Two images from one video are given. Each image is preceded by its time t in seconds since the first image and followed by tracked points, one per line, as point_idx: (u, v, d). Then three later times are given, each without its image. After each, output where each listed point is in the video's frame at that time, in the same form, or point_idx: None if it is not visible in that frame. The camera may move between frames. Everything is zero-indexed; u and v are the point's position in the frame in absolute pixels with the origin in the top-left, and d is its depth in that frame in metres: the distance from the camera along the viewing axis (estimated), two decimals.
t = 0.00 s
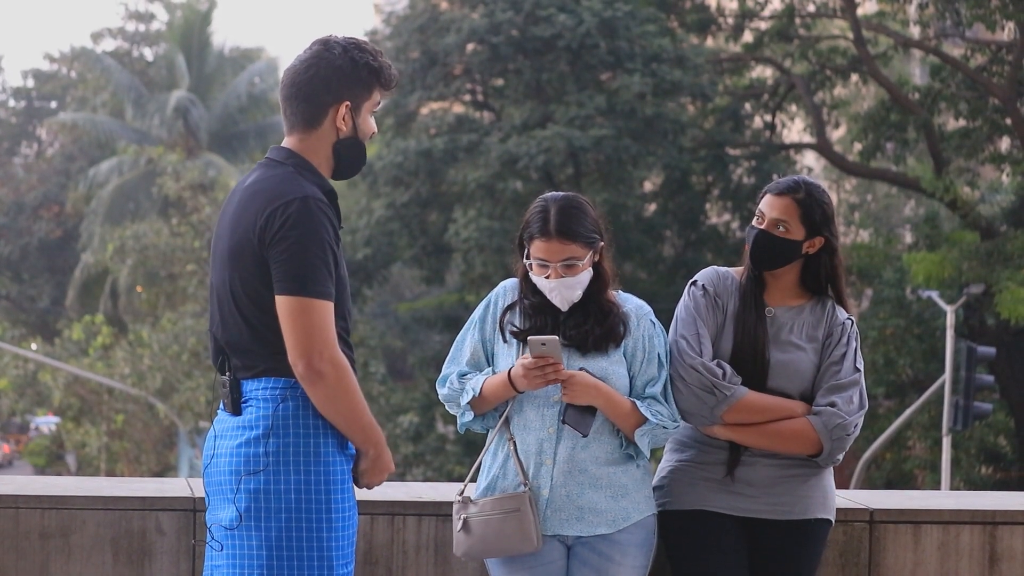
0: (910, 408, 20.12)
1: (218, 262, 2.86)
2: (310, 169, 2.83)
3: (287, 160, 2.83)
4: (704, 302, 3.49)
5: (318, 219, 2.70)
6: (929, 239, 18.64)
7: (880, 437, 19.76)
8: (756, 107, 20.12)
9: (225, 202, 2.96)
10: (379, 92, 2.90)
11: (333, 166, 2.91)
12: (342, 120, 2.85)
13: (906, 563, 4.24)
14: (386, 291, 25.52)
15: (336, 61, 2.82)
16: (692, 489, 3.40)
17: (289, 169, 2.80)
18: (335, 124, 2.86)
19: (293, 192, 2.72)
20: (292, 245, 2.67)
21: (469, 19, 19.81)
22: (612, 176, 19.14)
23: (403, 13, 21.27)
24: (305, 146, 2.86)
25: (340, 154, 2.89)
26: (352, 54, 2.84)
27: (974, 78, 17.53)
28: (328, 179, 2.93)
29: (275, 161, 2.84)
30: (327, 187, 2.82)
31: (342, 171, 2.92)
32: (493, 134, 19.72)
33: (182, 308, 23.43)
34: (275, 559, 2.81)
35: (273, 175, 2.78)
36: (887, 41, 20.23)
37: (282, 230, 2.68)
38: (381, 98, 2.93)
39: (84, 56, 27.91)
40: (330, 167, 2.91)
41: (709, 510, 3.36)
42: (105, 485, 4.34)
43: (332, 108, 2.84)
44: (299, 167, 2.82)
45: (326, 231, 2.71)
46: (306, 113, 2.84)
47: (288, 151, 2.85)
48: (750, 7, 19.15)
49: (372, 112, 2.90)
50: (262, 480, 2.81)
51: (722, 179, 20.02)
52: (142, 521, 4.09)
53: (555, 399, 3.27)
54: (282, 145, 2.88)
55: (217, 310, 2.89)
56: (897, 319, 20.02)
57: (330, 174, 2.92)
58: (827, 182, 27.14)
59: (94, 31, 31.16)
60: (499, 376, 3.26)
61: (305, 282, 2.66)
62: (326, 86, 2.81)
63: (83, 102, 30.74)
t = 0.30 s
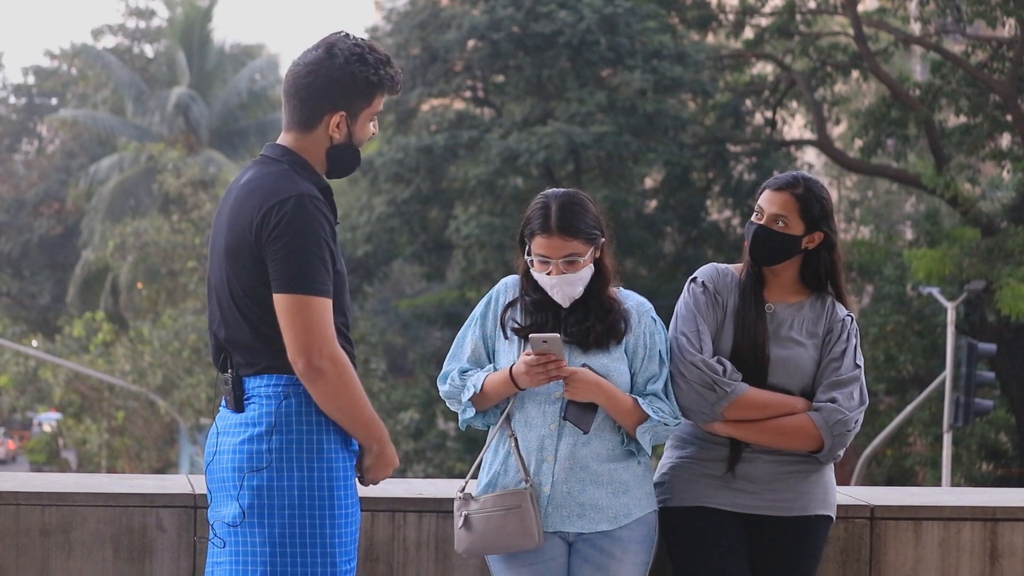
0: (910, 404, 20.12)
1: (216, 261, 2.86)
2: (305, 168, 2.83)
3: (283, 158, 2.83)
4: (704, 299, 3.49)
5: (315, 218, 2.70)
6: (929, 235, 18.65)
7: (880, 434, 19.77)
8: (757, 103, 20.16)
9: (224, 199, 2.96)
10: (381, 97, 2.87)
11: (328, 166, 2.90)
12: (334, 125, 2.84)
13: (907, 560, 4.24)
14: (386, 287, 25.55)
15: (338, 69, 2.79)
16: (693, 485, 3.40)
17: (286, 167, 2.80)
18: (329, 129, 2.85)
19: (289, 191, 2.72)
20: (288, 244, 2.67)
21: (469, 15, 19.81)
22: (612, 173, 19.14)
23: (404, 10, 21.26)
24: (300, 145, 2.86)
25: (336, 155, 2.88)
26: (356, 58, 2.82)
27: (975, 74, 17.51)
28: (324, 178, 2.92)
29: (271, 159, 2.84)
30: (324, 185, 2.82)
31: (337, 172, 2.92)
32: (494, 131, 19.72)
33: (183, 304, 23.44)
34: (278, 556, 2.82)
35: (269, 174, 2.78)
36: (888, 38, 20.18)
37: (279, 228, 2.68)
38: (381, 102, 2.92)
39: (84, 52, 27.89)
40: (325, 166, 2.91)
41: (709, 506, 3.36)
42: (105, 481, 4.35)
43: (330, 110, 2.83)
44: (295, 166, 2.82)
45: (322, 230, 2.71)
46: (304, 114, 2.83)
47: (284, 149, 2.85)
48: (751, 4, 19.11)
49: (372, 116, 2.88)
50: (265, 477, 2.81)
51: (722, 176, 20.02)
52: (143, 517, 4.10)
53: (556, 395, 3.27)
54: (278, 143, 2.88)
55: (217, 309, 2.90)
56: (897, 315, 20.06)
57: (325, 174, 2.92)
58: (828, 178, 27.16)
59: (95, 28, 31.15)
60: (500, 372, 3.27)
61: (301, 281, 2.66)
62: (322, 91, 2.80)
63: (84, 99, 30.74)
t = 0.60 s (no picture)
0: (909, 395, 20.17)
1: (214, 254, 2.87)
2: (300, 159, 2.83)
3: (278, 150, 2.82)
4: (704, 291, 3.50)
5: (310, 210, 2.70)
6: (929, 227, 18.65)
7: (880, 425, 19.81)
8: (756, 95, 19.86)
9: (221, 193, 2.96)
10: (377, 87, 2.85)
11: (323, 157, 2.89)
12: (326, 117, 2.83)
13: (907, 551, 4.23)
14: (386, 279, 25.56)
15: (327, 59, 2.78)
16: (693, 476, 3.41)
17: (280, 160, 2.79)
18: (321, 121, 2.84)
19: (284, 183, 2.71)
20: (285, 237, 2.67)
21: (468, 8, 19.80)
22: (611, 165, 19.15)
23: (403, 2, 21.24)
24: (296, 136, 2.86)
25: (330, 147, 2.87)
26: (347, 48, 2.80)
27: (975, 66, 17.51)
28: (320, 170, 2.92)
29: (267, 151, 2.83)
30: (319, 177, 2.81)
31: (334, 164, 2.92)
32: (493, 123, 19.71)
33: (182, 297, 23.45)
34: (277, 548, 2.83)
35: (264, 166, 2.78)
36: (887, 29, 20.16)
37: (275, 221, 2.69)
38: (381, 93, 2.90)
39: (83, 45, 27.85)
40: (320, 158, 2.90)
41: (709, 498, 3.37)
42: (105, 474, 4.31)
43: (322, 100, 2.81)
44: (290, 157, 2.82)
45: (318, 221, 2.71)
46: (298, 104, 2.82)
47: (279, 141, 2.85)
48: None
49: (366, 107, 2.86)
50: (264, 469, 2.82)
51: (722, 168, 20.01)
52: (142, 510, 4.05)
53: (556, 387, 3.28)
54: (274, 135, 2.88)
55: (216, 302, 2.90)
56: (897, 307, 20.09)
57: (322, 165, 2.91)
58: (828, 170, 27.17)
59: (94, 21, 31.13)
60: (500, 364, 3.27)
61: (297, 275, 2.66)
62: (315, 81, 2.79)
63: (83, 91, 30.72)
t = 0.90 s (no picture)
0: (910, 390, 20.17)
1: (213, 250, 2.86)
2: (299, 155, 2.80)
3: (276, 145, 2.79)
4: (704, 286, 3.49)
5: (310, 201, 2.68)
6: (930, 222, 18.65)
7: (881, 421, 19.82)
8: (757, 90, 19.80)
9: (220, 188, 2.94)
10: (377, 93, 2.79)
11: (321, 154, 2.85)
12: (323, 119, 2.78)
13: (907, 546, 4.23)
14: (387, 274, 25.58)
15: (329, 65, 2.72)
16: (694, 471, 3.41)
17: (278, 154, 2.77)
18: (318, 122, 2.79)
19: (282, 177, 2.70)
20: (289, 229, 2.66)
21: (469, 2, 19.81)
22: (613, 159, 19.16)
23: None
24: (294, 133, 2.82)
25: (326, 146, 2.82)
26: (349, 56, 2.73)
27: (976, 61, 17.50)
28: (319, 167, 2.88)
29: (265, 146, 2.81)
30: (317, 172, 2.79)
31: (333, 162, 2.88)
32: (494, 118, 19.72)
33: (183, 292, 23.45)
34: (277, 542, 2.83)
35: (261, 161, 2.76)
36: (888, 24, 20.14)
37: (276, 214, 2.67)
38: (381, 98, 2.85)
39: (84, 39, 27.85)
40: (319, 156, 2.87)
41: (711, 493, 3.37)
42: (105, 469, 4.29)
43: (321, 103, 2.76)
44: (287, 153, 2.79)
45: (320, 211, 2.70)
46: (297, 106, 2.77)
47: (278, 135, 2.81)
48: None
49: (366, 110, 2.80)
50: (263, 463, 2.82)
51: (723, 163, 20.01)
52: (143, 505, 4.02)
53: (558, 382, 3.29)
54: (273, 130, 2.85)
55: (215, 297, 2.90)
56: (898, 302, 20.11)
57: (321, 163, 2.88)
58: (829, 166, 27.18)
59: (95, 15, 31.16)
60: (502, 358, 3.27)
61: (314, 265, 2.66)
62: (317, 84, 2.73)
63: (84, 86, 30.74)
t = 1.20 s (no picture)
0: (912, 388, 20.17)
1: (219, 249, 2.84)
2: (306, 152, 2.79)
3: (283, 143, 2.78)
4: (705, 283, 3.49)
5: (316, 199, 2.66)
6: (933, 220, 18.62)
7: (884, 418, 19.83)
8: (760, 88, 19.65)
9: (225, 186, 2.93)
10: (378, 81, 2.78)
11: (328, 151, 2.84)
12: (329, 113, 2.77)
13: (910, 544, 4.24)
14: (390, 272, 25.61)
15: (327, 59, 2.71)
16: (696, 470, 3.41)
17: (285, 151, 2.75)
18: (323, 119, 2.78)
19: (289, 175, 2.68)
20: (295, 227, 2.63)
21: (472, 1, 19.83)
22: (615, 157, 19.18)
23: None
24: (299, 130, 2.81)
25: (334, 141, 2.81)
26: (344, 47, 2.72)
27: (979, 59, 17.46)
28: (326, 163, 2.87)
29: (272, 144, 2.79)
30: (325, 169, 2.78)
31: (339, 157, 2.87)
32: (497, 115, 19.72)
33: (186, 289, 23.46)
34: (285, 541, 2.79)
35: (268, 159, 2.74)
36: (890, 22, 20.12)
37: (283, 212, 2.65)
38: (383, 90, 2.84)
39: (87, 37, 27.87)
40: (324, 152, 2.86)
41: (714, 490, 3.36)
42: (106, 467, 4.26)
43: (324, 98, 2.75)
44: (294, 150, 2.77)
45: (327, 209, 2.67)
46: (300, 103, 2.76)
47: (284, 134, 2.80)
48: None
49: (370, 100, 2.78)
50: (272, 462, 2.79)
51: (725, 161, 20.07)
52: (146, 503, 4.00)
53: (560, 379, 3.30)
54: (277, 128, 2.83)
55: (223, 296, 2.87)
56: (900, 300, 20.11)
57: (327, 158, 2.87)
58: (832, 164, 27.19)
59: (97, 13, 31.20)
60: (504, 356, 3.28)
61: (316, 264, 2.62)
62: (317, 81, 2.73)
63: (87, 85, 30.77)
